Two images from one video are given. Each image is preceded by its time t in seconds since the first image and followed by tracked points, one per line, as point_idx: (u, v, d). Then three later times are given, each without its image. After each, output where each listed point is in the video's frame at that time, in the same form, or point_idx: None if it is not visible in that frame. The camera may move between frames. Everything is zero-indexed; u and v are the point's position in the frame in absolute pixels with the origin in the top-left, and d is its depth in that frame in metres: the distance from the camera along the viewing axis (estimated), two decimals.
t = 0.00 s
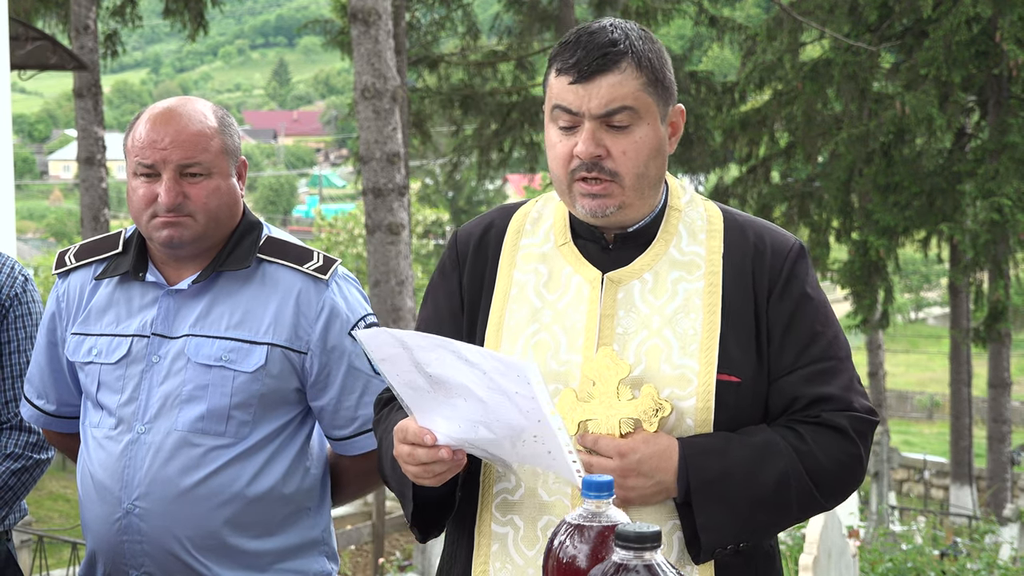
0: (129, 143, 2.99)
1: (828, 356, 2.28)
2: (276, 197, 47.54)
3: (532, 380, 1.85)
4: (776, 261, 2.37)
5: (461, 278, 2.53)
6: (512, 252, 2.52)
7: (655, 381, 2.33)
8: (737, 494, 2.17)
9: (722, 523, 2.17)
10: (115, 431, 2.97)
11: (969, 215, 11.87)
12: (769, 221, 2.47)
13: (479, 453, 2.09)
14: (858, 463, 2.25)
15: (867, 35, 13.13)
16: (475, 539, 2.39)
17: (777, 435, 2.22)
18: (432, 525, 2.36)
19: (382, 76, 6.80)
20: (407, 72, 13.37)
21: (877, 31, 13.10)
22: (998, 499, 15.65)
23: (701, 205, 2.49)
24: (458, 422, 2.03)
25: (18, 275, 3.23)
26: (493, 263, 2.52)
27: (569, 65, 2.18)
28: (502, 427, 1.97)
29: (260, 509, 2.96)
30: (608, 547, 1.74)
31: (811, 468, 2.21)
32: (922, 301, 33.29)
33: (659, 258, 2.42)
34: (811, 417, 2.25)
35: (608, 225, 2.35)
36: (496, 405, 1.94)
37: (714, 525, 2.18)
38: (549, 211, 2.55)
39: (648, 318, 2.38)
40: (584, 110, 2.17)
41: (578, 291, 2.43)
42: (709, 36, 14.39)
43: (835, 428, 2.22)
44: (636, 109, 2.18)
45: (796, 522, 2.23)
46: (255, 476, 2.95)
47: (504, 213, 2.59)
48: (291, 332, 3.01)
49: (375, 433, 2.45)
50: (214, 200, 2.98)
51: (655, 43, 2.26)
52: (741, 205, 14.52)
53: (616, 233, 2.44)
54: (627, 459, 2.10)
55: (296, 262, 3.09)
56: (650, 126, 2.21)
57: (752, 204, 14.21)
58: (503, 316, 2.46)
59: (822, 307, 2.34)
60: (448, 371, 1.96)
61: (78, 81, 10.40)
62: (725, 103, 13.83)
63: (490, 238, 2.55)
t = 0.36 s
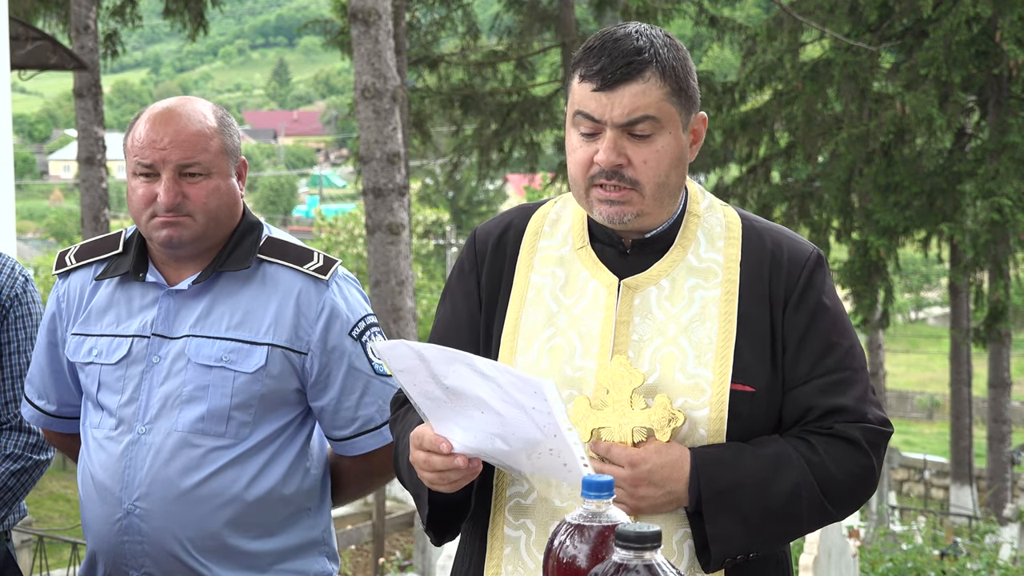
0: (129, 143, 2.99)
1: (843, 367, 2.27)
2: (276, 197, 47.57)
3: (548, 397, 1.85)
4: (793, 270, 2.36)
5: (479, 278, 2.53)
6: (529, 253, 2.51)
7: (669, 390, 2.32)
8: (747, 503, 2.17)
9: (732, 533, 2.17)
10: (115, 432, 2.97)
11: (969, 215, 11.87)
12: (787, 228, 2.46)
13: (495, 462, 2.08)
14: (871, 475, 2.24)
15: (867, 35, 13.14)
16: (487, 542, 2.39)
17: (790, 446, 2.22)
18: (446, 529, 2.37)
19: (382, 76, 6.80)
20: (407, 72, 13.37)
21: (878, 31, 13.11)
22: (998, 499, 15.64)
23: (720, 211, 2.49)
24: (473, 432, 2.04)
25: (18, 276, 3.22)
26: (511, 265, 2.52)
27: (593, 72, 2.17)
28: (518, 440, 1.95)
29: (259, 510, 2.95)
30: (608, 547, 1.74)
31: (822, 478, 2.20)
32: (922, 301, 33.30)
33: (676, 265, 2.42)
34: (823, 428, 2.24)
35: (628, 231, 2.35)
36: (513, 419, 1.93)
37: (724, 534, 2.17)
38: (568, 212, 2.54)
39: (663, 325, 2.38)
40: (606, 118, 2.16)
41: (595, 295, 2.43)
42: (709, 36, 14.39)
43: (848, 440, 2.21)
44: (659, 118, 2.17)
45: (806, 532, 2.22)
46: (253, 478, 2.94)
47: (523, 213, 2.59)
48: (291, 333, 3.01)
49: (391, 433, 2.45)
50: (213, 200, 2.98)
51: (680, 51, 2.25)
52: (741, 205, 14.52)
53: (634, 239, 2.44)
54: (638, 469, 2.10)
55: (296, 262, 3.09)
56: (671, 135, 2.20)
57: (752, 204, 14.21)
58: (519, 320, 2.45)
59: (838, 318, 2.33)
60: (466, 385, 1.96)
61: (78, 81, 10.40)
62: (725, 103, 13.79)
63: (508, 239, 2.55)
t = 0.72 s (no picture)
0: (129, 143, 2.98)
1: (840, 367, 2.26)
2: (276, 197, 47.57)
3: (542, 401, 1.83)
4: (791, 270, 2.36)
5: (478, 278, 2.54)
6: (528, 252, 2.52)
7: (665, 389, 2.31)
8: (742, 502, 2.16)
9: (728, 531, 2.16)
10: (115, 432, 2.97)
11: (969, 215, 11.86)
12: (787, 229, 2.46)
13: (491, 463, 2.08)
14: (867, 476, 2.23)
15: (867, 35, 13.15)
16: (483, 541, 2.39)
17: (786, 446, 2.21)
18: (443, 529, 2.38)
19: (382, 76, 6.80)
20: (407, 72, 13.36)
21: (878, 31, 13.12)
22: (999, 499, 15.62)
23: (719, 211, 2.49)
24: (468, 434, 2.03)
25: (17, 275, 3.23)
26: (508, 266, 2.52)
27: (593, 70, 2.17)
28: (513, 442, 1.95)
29: (259, 510, 2.96)
30: (608, 547, 1.74)
31: (819, 478, 2.19)
32: (922, 301, 33.31)
33: (674, 264, 2.41)
34: (820, 428, 2.23)
35: (625, 232, 2.34)
36: (507, 423, 1.92)
37: (719, 532, 2.16)
38: (566, 212, 2.55)
39: (661, 324, 2.37)
40: (605, 116, 2.16)
41: (592, 294, 2.42)
42: (709, 36, 14.38)
43: (845, 440, 2.20)
44: (657, 117, 2.17)
45: (803, 532, 2.22)
46: (252, 480, 2.94)
47: (522, 213, 2.60)
48: (292, 333, 3.01)
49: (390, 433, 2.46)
50: (212, 200, 2.98)
51: (679, 51, 2.26)
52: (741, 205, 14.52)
53: (632, 238, 2.44)
54: (634, 467, 2.09)
55: (296, 262, 3.09)
56: (669, 134, 2.20)
57: (752, 204, 14.21)
58: (516, 320, 2.45)
59: (836, 318, 2.32)
60: (461, 388, 1.95)
61: (78, 81, 10.40)
62: (725, 103, 13.60)
63: (506, 240, 2.56)
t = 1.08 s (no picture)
0: (128, 142, 2.99)
1: (813, 363, 2.27)
2: (276, 197, 47.58)
3: (513, 390, 1.81)
4: (764, 266, 2.36)
5: (451, 277, 2.53)
6: (501, 250, 2.52)
7: (638, 384, 2.33)
8: (716, 498, 2.17)
9: (704, 528, 2.17)
10: (115, 432, 2.97)
11: (969, 215, 11.86)
12: (760, 226, 2.47)
13: (463, 459, 2.08)
14: (841, 471, 2.25)
15: (867, 35, 13.16)
16: (456, 540, 2.39)
17: (760, 442, 2.22)
18: (416, 528, 2.37)
19: (382, 76, 6.80)
20: (407, 72, 13.36)
21: (878, 31, 13.13)
22: (999, 499, 15.62)
23: (692, 208, 2.50)
24: (440, 428, 2.03)
25: (17, 274, 3.23)
26: (482, 264, 2.52)
27: (563, 65, 2.18)
28: (485, 433, 1.94)
29: (260, 511, 2.96)
30: (608, 547, 1.74)
31: (793, 474, 2.20)
32: (922, 301, 33.32)
33: (647, 261, 2.43)
34: (794, 424, 2.24)
35: (598, 228, 2.33)
36: (478, 414, 1.91)
37: (694, 527, 2.17)
38: (540, 212, 2.56)
39: (633, 321, 2.39)
40: (576, 111, 2.17)
41: (565, 292, 2.44)
42: (709, 35, 14.37)
43: (819, 435, 2.22)
44: (628, 112, 2.18)
45: (778, 528, 2.22)
46: (252, 480, 2.94)
47: (495, 213, 2.59)
48: (292, 333, 3.01)
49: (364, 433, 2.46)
50: (212, 200, 2.98)
51: (652, 46, 2.26)
52: (741, 206, 14.52)
53: (605, 235, 2.45)
54: (606, 463, 2.08)
55: (296, 262, 3.09)
56: (641, 129, 2.20)
57: (752, 204, 14.22)
58: (489, 317, 2.46)
59: (810, 314, 2.33)
60: (431, 379, 1.95)
61: (78, 81, 10.39)
62: (725, 103, 13.84)
63: (479, 239, 2.55)
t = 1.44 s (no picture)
0: (125, 142, 2.99)
1: (778, 356, 2.27)
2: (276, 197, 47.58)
3: (477, 392, 1.80)
4: (726, 261, 2.36)
5: (411, 282, 2.50)
6: (462, 251, 2.49)
7: (605, 381, 2.32)
8: (686, 493, 2.16)
9: (675, 524, 2.16)
10: (114, 433, 2.97)
11: (969, 215, 11.86)
12: (720, 220, 2.46)
13: (428, 464, 2.06)
14: (810, 463, 2.23)
15: (867, 35, 13.17)
16: (425, 544, 2.37)
17: (727, 435, 2.21)
18: (384, 535, 2.35)
19: (382, 76, 6.69)
20: (408, 72, 13.36)
21: (878, 31, 13.14)
22: (999, 498, 15.61)
23: (652, 205, 2.49)
24: (406, 434, 2.01)
25: (17, 275, 3.22)
26: (443, 265, 2.49)
27: (519, 62, 2.16)
28: (450, 437, 1.94)
29: (259, 512, 2.96)
30: (608, 547, 1.74)
31: (762, 468, 2.19)
32: (922, 300, 33.34)
33: (609, 259, 2.42)
34: (761, 416, 2.23)
35: (557, 226, 2.32)
36: (444, 418, 1.90)
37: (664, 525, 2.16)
38: (499, 213, 2.52)
39: (597, 319, 2.37)
40: (533, 108, 2.15)
41: (527, 292, 2.42)
42: (709, 35, 14.36)
43: (786, 428, 2.21)
44: (586, 108, 2.17)
45: (749, 522, 2.21)
46: (252, 480, 2.94)
47: (455, 215, 2.56)
48: (290, 333, 3.02)
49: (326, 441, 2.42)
50: (210, 200, 2.99)
51: (606, 42, 2.25)
52: (741, 206, 14.53)
53: (566, 234, 2.43)
54: (576, 461, 2.07)
55: (294, 262, 3.09)
56: (599, 124, 2.19)
57: (752, 204, 14.22)
58: (452, 318, 2.44)
59: (773, 307, 2.32)
60: (395, 384, 1.92)
61: (78, 81, 10.39)
62: (725, 103, 13.71)
63: (440, 242, 2.52)
